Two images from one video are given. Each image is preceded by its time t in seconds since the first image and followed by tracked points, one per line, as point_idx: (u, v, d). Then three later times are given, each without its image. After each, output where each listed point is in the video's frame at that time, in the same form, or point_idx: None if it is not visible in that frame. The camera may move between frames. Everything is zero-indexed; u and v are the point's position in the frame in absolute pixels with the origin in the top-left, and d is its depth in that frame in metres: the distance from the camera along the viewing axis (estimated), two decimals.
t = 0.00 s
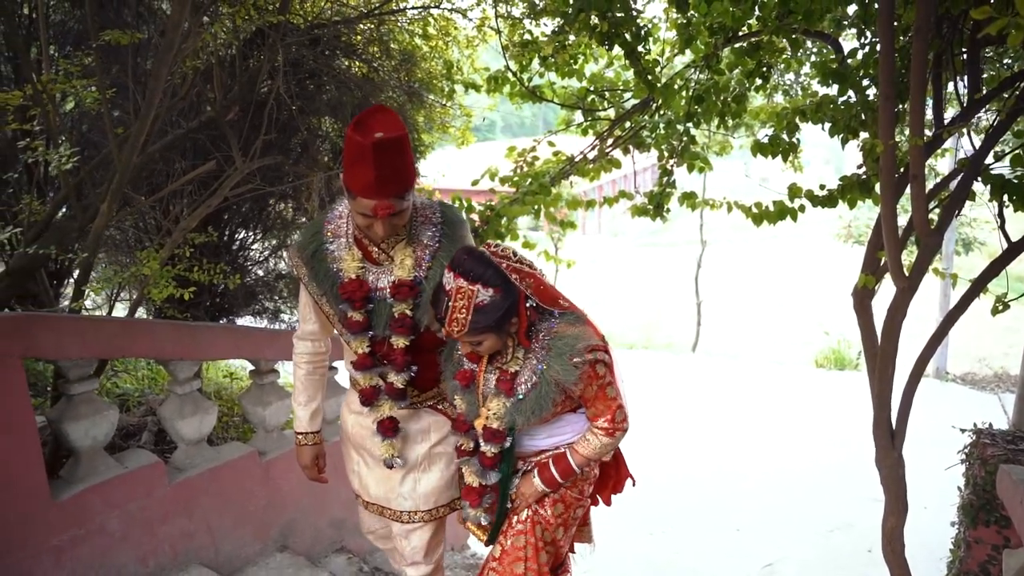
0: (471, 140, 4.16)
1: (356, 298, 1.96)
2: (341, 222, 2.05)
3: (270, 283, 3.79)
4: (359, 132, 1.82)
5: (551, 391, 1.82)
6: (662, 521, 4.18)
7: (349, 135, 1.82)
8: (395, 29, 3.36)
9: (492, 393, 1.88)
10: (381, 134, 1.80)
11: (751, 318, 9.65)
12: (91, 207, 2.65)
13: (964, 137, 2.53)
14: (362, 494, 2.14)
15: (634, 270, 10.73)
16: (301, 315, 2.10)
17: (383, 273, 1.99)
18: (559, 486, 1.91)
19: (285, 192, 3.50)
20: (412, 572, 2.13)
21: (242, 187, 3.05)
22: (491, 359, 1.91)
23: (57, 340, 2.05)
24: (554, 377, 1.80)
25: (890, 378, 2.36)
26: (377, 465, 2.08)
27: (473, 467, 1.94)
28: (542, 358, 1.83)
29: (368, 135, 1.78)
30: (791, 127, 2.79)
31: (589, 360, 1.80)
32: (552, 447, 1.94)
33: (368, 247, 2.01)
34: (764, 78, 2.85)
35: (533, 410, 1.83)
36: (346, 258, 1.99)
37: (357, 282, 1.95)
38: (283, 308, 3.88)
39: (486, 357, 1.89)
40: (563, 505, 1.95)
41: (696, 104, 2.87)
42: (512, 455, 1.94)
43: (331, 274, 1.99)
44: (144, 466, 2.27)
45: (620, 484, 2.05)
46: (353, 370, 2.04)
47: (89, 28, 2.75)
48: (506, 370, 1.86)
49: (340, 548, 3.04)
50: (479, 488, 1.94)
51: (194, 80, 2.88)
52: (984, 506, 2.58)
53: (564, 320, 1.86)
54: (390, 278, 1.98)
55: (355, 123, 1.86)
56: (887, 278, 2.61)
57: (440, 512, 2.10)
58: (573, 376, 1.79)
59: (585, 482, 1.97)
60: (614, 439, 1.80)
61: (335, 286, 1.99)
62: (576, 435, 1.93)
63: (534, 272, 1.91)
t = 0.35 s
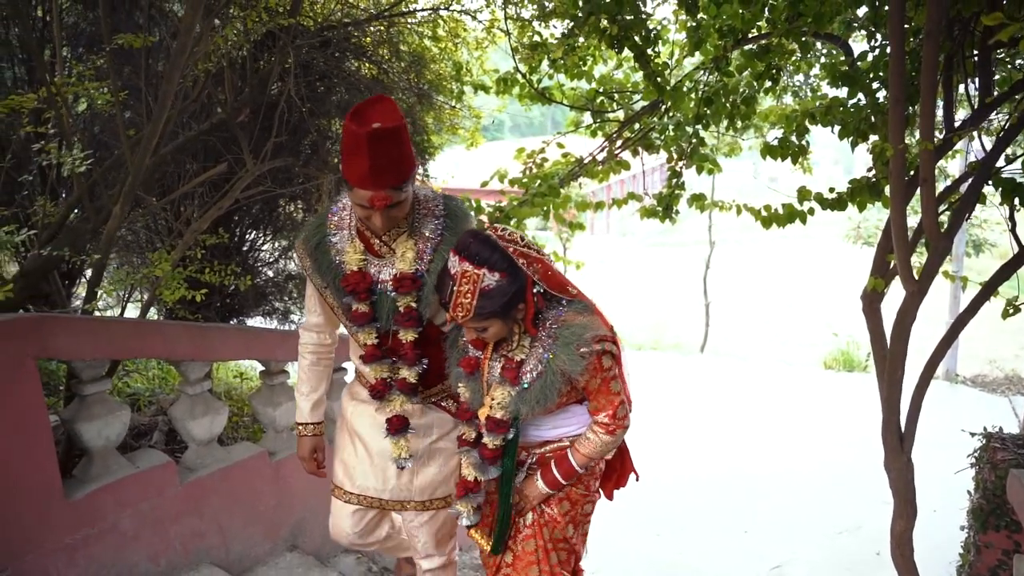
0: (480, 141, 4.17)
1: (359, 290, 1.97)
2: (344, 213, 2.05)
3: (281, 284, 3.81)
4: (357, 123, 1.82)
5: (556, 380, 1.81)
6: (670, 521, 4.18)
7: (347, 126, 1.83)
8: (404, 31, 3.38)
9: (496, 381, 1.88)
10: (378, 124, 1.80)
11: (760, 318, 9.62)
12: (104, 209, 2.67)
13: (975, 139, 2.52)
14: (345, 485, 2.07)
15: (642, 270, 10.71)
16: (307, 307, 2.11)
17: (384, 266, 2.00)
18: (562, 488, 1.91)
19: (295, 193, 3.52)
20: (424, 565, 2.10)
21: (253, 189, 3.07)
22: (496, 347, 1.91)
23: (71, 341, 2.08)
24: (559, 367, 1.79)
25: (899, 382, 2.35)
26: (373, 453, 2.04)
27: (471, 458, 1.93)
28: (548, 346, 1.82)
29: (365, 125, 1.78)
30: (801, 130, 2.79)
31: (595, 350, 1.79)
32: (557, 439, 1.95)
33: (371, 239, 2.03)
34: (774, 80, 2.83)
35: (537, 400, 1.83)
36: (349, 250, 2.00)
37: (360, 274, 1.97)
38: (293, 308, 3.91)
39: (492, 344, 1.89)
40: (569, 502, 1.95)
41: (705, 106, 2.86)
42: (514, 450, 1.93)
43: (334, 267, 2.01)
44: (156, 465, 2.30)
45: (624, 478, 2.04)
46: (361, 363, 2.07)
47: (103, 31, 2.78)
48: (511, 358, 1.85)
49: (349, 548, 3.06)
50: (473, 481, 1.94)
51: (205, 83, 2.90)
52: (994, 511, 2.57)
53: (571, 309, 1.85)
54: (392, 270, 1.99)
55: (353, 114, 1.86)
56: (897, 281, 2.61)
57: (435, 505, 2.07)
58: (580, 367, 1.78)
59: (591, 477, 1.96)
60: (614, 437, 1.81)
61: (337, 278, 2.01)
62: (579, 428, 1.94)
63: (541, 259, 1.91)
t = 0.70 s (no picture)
0: (487, 142, 4.17)
1: (351, 294, 1.98)
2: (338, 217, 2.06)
3: (288, 286, 3.83)
4: (342, 128, 1.82)
5: (570, 378, 1.80)
6: (676, 523, 4.18)
7: (332, 132, 1.82)
8: (411, 33, 3.38)
9: (507, 379, 1.87)
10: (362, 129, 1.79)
11: (766, 319, 9.60)
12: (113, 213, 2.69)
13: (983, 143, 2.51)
14: (327, 461, 2.03)
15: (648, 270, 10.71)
16: (306, 309, 2.13)
17: (377, 270, 2.00)
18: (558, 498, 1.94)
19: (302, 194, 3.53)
20: (430, 559, 2.28)
21: (260, 192, 3.09)
22: (505, 344, 1.91)
23: (81, 344, 2.09)
24: (574, 364, 1.79)
25: (906, 387, 2.35)
26: (364, 438, 2.04)
27: (479, 457, 1.95)
28: (561, 344, 1.82)
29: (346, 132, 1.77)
30: (808, 134, 2.78)
31: (608, 349, 1.80)
32: (563, 435, 1.96)
33: (365, 243, 2.02)
34: (781, 83, 2.81)
35: (551, 397, 1.82)
36: (342, 254, 2.01)
37: (352, 278, 1.98)
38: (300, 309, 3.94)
39: (501, 342, 1.89)
40: (574, 503, 1.99)
41: (713, 108, 2.88)
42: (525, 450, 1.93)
43: (329, 272, 2.02)
44: (164, 467, 2.31)
45: (626, 471, 2.07)
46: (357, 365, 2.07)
47: (112, 34, 2.80)
48: (523, 356, 1.85)
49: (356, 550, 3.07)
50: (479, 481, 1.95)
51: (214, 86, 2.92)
52: (1002, 516, 2.57)
53: (585, 307, 1.87)
54: (384, 275, 1.98)
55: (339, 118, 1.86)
56: (904, 286, 2.61)
57: (413, 495, 2.10)
58: (594, 365, 1.78)
59: (594, 478, 2.00)
60: (609, 445, 1.81)
61: (331, 281, 2.02)
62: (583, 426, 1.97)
63: (557, 252, 1.87)
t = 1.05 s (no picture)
0: (493, 146, 4.13)
1: (334, 304, 1.99)
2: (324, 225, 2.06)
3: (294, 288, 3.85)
4: (316, 141, 1.85)
5: (590, 388, 1.83)
6: (681, 524, 4.19)
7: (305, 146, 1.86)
8: (418, 36, 3.39)
9: (525, 390, 1.92)
10: (335, 143, 1.82)
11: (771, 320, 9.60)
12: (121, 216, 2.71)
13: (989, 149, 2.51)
14: (314, 470, 2.04)
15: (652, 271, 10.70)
16: (293, 314, 2.15)
17: (360, 281, 2.00)
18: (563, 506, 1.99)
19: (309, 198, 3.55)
20: (430, 563, 2.26)
21: (269, 196, 3.11)
22: (518, 353, 1.96)
23: (90, 348, 2.11)
24: (592, 374, 1.83)
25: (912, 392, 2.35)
26: (351, 449, 2.05)
27: (496, 468, 1.96)
28: (579, 352, 1.86)
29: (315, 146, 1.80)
30: (815, 139, 2.77)
31: (623, 359, 1.88)
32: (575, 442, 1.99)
33: (348, 253, 2.03)
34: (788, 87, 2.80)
35: (570, 407, 1.85)
36: (326, 263, 2.03)
37: (335, 288, 1.99)
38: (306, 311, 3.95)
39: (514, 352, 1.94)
40: (580, 507, 2.04)
41: (718, 111, 2.85)
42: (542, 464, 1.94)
43: (313, 281, 2.04)
44: (172, 470, 2.33)
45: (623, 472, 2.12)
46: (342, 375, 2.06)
47: (122, 38, 2.81)
48: (540, 366, 1.90)
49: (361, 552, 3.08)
50: (496, 492, 1.95)
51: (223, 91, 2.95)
52: (1009, 522, 2.56)
53: (598, 318, 1.91)
54: (366, 286, 1.99)
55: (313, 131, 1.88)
56: (910, 291, 2.61)
57: (402, 507, 2.09)
58: (611, 373, 1.84)
59: (600, 483, 2.05)
60: (596, 461, 1.87)
61: (316, 291, 2.03)
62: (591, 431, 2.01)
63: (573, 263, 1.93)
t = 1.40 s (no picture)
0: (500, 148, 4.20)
1: (311, 315, 2.03)
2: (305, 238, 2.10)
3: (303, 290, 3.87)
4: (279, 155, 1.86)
5: (603, 395, 1.86)
6: (688, 526, 4.19)
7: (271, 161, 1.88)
8: (425, 39, 3.40)
9: (536, 399, 1.94)
10: (296, 157, 1.82)
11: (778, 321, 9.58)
12: (132, 219, 2.73)
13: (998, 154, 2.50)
14: (298, 480, 2.03)
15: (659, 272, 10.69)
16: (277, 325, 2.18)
17: (338, 292, 2.04)
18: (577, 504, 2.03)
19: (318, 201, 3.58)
20: (430, 566, 2.25)
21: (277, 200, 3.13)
22: (527, 362, 1.99)
23: (102, 351, 2.13)
24: (605, 381, 1.86)
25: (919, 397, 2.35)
26: (335, 457, 2.04)
27: (513, 475, 1.96)
28: (591, 360, 1.90)
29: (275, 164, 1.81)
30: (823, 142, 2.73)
31: (633, 366, 1.91)
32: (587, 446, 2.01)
33: (327, 264, 2.06)
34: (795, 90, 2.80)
35: (584, 414, 1.87)
36: (305, 274, 2.07)
37: (313, 300, 2.03)
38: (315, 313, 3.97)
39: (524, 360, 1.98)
40: (586, 512, 2.07)
41: (725, 114, 2.85)
42: (558, 469, 1.96)
43: (294, 292, 2.10)
44: (182, 472, 2.35)
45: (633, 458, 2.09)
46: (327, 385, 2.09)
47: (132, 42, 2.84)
48: (552, 375, 1.92)
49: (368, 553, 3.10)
50: (516, 500, 1.95)
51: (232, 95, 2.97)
52: (1018, 527, 2.55)
53: (609, 325, 1.94)
54: (343, 297, 2.02)
55: (279, 145, 1.90)
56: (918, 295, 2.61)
57: (389, 517, 2.06)
58: (624, 380, 1.87)
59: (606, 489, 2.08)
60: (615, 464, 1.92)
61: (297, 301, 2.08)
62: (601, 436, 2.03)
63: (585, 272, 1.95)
